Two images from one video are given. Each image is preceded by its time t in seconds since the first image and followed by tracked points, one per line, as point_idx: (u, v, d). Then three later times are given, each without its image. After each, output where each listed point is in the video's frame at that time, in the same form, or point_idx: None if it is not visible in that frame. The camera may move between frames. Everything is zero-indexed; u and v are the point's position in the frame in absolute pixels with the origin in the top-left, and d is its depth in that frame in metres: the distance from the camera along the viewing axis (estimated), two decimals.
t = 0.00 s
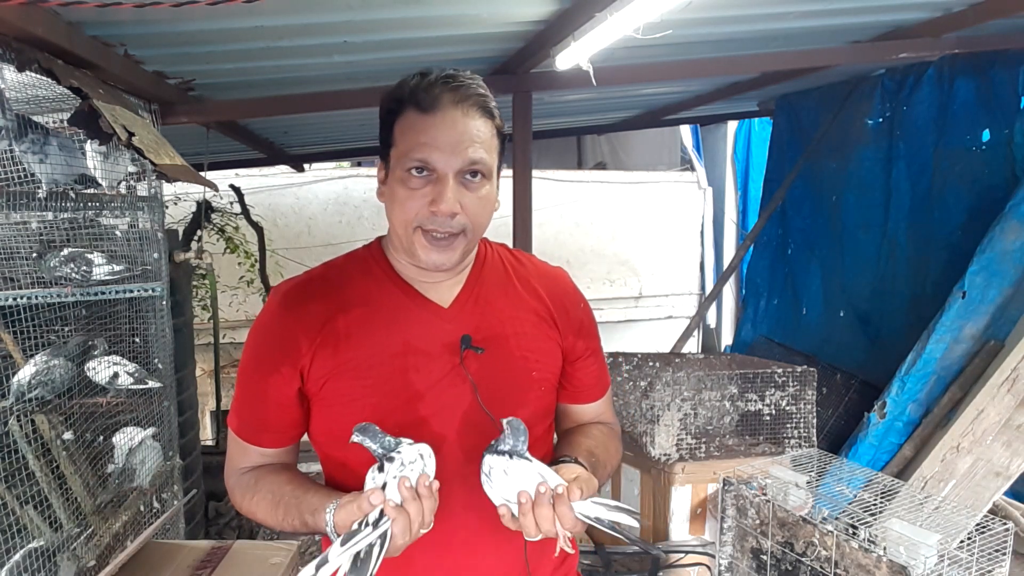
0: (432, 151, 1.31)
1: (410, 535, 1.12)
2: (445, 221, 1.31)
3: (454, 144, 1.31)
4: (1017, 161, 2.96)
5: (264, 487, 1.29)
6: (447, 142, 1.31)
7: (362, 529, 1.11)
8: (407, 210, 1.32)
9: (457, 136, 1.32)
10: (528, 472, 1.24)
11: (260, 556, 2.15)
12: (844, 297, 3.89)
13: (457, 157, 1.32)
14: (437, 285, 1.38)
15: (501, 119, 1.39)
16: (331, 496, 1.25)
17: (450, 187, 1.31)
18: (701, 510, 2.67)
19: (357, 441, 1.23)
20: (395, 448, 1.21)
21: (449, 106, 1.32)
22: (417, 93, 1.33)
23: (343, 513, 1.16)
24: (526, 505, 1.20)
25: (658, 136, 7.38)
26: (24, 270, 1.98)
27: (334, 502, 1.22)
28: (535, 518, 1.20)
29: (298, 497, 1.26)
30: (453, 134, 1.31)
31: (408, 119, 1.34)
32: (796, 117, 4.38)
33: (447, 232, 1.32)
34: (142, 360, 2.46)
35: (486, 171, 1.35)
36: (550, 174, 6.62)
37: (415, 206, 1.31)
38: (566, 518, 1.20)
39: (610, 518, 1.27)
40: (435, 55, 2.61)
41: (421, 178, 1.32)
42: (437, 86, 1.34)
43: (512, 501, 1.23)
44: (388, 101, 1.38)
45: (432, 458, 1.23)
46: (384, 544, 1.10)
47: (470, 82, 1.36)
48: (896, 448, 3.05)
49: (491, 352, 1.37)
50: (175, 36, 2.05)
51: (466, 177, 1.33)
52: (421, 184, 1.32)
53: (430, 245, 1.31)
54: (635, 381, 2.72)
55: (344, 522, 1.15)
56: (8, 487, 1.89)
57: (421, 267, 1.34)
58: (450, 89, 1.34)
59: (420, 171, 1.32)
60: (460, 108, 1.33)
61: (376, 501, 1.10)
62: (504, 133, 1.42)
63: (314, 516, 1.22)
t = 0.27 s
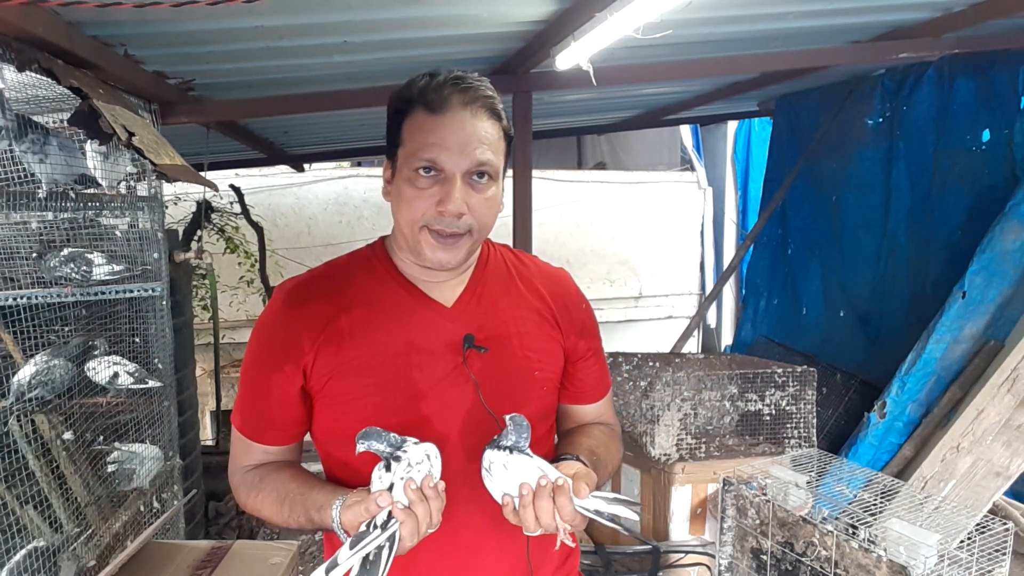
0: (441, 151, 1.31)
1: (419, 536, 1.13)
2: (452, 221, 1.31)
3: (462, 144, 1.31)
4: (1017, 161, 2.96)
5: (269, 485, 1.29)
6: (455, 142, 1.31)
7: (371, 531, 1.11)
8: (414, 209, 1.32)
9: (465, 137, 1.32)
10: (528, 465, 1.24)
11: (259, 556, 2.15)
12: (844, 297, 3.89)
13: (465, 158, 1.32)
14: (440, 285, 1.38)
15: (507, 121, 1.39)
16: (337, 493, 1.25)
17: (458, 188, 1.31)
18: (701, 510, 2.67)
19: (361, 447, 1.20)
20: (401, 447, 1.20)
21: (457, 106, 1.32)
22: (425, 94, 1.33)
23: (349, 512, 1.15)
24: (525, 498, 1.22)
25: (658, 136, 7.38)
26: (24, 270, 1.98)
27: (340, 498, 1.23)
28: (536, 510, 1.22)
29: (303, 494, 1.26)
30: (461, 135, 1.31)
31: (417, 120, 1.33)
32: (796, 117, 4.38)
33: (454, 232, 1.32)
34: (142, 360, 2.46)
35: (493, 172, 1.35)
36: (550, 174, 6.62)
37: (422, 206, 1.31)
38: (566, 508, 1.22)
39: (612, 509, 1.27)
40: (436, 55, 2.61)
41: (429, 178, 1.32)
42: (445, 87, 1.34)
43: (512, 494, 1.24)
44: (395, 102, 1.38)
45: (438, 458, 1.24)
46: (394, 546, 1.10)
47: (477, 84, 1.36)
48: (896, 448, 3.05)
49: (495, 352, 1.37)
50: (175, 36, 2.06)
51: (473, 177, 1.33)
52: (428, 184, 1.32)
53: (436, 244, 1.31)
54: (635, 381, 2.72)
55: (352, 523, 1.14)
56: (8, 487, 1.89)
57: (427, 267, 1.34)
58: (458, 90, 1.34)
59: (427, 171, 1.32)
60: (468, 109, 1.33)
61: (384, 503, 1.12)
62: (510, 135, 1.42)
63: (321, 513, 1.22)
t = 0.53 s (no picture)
0: (446, 153, 1.31)
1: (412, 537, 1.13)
2: (456, 223, 1.31)
3: (467, 146, 1.31)
4: (1017, 161, 2.96)
5: (267, 479, 1.29)
6: (460, 144, 1.31)
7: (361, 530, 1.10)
8: (419, 210, 1.32)
9: (470, 138, 1.32)
10: (554, 448, 1.25)
11: (259, 556, 2.15)
12: (844, 297, 3.88)
13: (469, 159, 1.31)
14: (444, 285, 1.37)
15: (512, 124, 1.39)
16: (333, 481, 1.25)
17: (463, 189, 1.31)
18: (701, 510, 2.67)
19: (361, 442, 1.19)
20: (401, 441, 1.18)
21: (462, 108, 1.32)
22: (430, 95, 1.33)
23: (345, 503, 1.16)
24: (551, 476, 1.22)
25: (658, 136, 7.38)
26: (24, 270, 1.98)
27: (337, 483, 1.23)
28: (559, 491, 1.22)
29: (301, 484, 1.25)
30: (467, 137, 1.31)
31: (422, 121, 1.33)
32: (796, 117, 4.37)
33: (458, 233, 1.32)
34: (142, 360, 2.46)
35: (497, 174, 1.35)
36: (550, 174, 6.62)
37: (427, 207, 1.31)
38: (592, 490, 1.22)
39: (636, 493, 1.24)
40: (436, 55, 2.61)
41: (434, 179, 1.32)
42: (450, 89, 1.34)
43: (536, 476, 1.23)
44: (400, 104, 1.37)
45: (439, 457, 1.23)
46: (384, 547, 1.10)
47: (482, 86, 1.36)
48: (896, 448, 3.05)
49: (497, 352, 1.37)
50: (175, 36, 2.06)
51: (478, 179, 1.33)
52: (433, 185, 1.32)
53: (441, 245, 1.31)
54: (636, 381, 2.70)
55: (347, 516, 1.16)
56: (8, 486, 1.89)
57: (431, 267, 1.34)
58: (462, 92, 1.34)
59: (432, 172, 1.32)
60: (473, 111, 1.33)
61: (378, 502, 1.12)
62: (514, 138, 1.42)
63: (319, 500, 1.22)
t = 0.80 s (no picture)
0: (447, 155, 1.31)
1: (409, 524, 1.12)
2: (458, 224, 1.31)
3: (469, 148, 1.31)
4: (1017, 161, 2.96)
5: (270, 473, 1.28)
6: (462, 145, 1.31)
7: (360, 515, 1.11)
8: (421, 212, 1.32)
9: (472, 140, 1.31)
10: (565, 423, 1.26)
11: (259, 556, 2.19)
12: (844, 296, 3.89)
13: (471, 161, 1.31)
14: (446, 285, 1.38)
15: (514, 124, 1.38)
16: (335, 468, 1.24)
17: (465, 191, 1.31)
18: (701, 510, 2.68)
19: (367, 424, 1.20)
20: (404, 427, 1.19)
21: (464, 110, 1.32)
22: (431, 96, 1.33)
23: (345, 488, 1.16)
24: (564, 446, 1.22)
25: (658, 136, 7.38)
26: (25, 270, 1.98)
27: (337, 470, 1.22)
28: (573, 464, 1.22)
29: (303, 474, 1.24)
30: (468, 139, 1.31)
31: (424, 123, 1.33)
32: (796, 116, 4.38)
33: (460, 235, 1.32)
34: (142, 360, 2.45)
35: (499, 175, 1.35)
36: (550, 174, 6.62)
37: (429, 209, 1.32)
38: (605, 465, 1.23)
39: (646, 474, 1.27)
40: (436, 55, 2.61)
41: (435, 181, 1.32)
42: (452, 89, 1.33)
43: (549, 450, 1.24)
44: (402, 104, 1.37)
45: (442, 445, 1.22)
46: (382, 533, 1.10)
47: (484, 86, 1.35)
48: (896, 448, 3.06)
49: (500, 351, 1.37)
50: (175, 36, 2.05)
51: (480, 181, 1.33)
52: (434, 187, 1.32)
53: (443, 245, 1.31)
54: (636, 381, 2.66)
55: (347, 498, 1.16)
56: (8, 486, 1.89)
57: (433, 268, 1.34)
58: (464, 92, 1.33)
59: (434, 174, 1.32)
60: (475, 112, 1.32)
61: (377, 487, 1.11)
62: (516, 138, 1.41)
63: (320, 486, 1.21)
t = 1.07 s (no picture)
0: (449, 155, 1.31)
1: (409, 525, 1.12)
2: (460, 224, 1.31)
3: (471, 148, 1.31)
4: (1017, 161, 2.96)
5: (273, 471, 1.28)
6: (463, 146, 1.31)
7: (359, 516, 1.11)
8: (423, 212, 1.32)
9: (473, 140, 1.31)
10: (568, 424, 1.26)
11: (260, 556, 2.18)
12: (844, 297, 3.88)
13: (473, 161, 1.31)
14: (448, 285, 1.38)
15: (515, 124, 1.38)
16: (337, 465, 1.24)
17: (466, 191, 1.31)
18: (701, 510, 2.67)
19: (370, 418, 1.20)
20: (407, 428, 1.19)
21: (466, 110, 1.32)
22: (433, 96, 1.33)
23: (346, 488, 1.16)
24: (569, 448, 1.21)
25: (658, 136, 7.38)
26: (25, 270, 1.98)
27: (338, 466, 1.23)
28: (577, 466, 1.22)
29: (306, 472, 1.24)
30: (470, 139, 1.31)
31: (426, 123, 1.33)
32: (796, 116, 4.37)
33: (461, 235, 1.32)
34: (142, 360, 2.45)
35: (501, 175, 1.35)
36: (550, 174, 6.61)
37: (431, 210, 1.32)
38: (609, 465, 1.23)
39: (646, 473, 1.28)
40: (436, 55, 2.61)
41: (437, 181, 1.32)
42: (454, 89, 1.33)
43: (551, 451, 1.23)
44: (404, 105, 1.37)
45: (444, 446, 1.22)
46: (382, 533, 1.10)
47: (485, 86, 1.35)
48: (896, 448, 3.06)
49: (502, 350, 1.37)
50: (175, 36, 2.06)
51: (481, 181, 1.33)
52: (436, 187, 1.32)
53: (445, 246, 1.31)
54: (635, 381, 2.68)
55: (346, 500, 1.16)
56: (8, 486, 1.89)
57: (435, 268, 1.35)
58: (466, 92, 1.33)
59: (436, 174, 1.32)
60: (476, 112, 1.32)
61: (377, 488, 1.11)
62: (517, 138, 1.41)
63: (324, 483, 1.21)
